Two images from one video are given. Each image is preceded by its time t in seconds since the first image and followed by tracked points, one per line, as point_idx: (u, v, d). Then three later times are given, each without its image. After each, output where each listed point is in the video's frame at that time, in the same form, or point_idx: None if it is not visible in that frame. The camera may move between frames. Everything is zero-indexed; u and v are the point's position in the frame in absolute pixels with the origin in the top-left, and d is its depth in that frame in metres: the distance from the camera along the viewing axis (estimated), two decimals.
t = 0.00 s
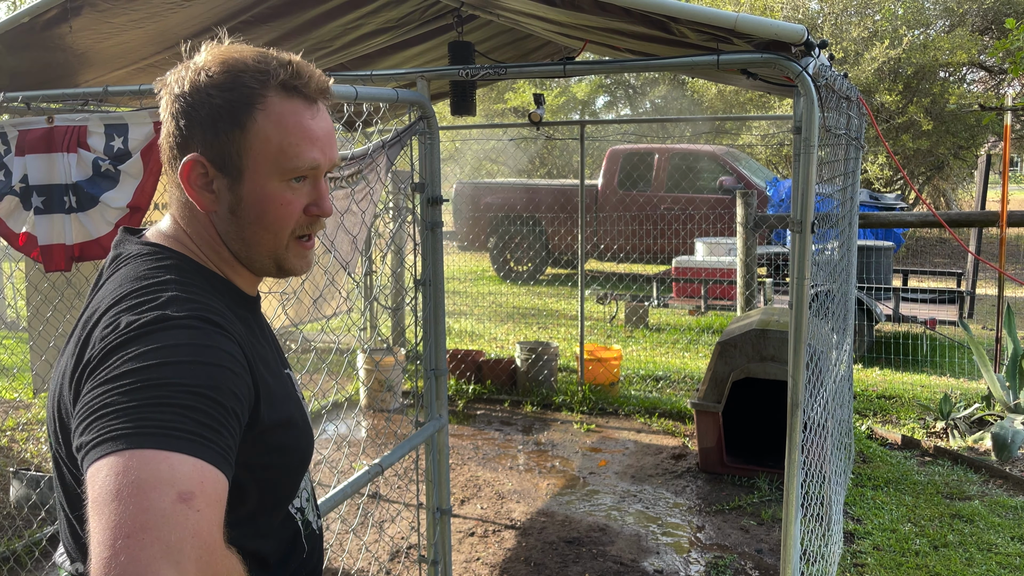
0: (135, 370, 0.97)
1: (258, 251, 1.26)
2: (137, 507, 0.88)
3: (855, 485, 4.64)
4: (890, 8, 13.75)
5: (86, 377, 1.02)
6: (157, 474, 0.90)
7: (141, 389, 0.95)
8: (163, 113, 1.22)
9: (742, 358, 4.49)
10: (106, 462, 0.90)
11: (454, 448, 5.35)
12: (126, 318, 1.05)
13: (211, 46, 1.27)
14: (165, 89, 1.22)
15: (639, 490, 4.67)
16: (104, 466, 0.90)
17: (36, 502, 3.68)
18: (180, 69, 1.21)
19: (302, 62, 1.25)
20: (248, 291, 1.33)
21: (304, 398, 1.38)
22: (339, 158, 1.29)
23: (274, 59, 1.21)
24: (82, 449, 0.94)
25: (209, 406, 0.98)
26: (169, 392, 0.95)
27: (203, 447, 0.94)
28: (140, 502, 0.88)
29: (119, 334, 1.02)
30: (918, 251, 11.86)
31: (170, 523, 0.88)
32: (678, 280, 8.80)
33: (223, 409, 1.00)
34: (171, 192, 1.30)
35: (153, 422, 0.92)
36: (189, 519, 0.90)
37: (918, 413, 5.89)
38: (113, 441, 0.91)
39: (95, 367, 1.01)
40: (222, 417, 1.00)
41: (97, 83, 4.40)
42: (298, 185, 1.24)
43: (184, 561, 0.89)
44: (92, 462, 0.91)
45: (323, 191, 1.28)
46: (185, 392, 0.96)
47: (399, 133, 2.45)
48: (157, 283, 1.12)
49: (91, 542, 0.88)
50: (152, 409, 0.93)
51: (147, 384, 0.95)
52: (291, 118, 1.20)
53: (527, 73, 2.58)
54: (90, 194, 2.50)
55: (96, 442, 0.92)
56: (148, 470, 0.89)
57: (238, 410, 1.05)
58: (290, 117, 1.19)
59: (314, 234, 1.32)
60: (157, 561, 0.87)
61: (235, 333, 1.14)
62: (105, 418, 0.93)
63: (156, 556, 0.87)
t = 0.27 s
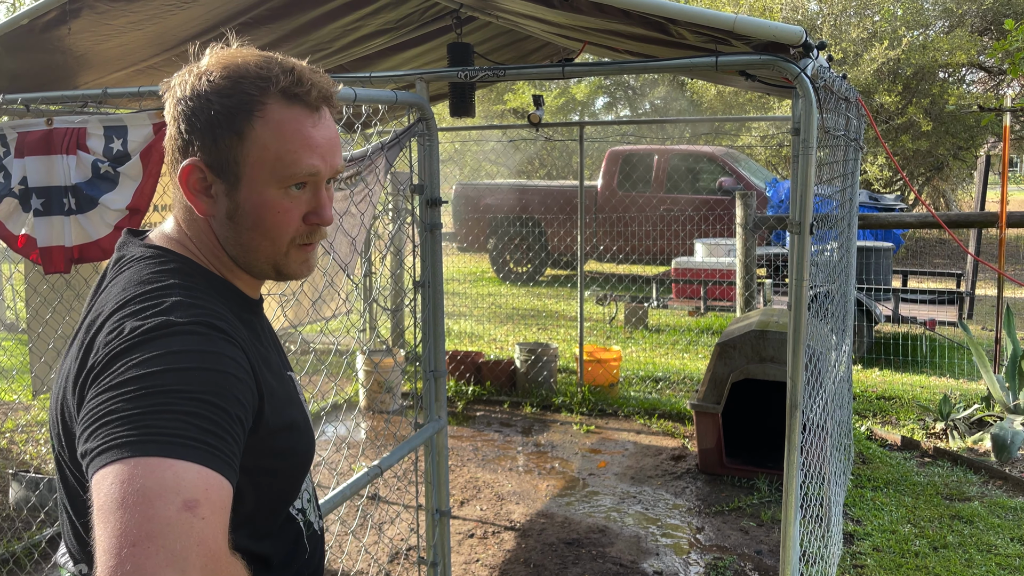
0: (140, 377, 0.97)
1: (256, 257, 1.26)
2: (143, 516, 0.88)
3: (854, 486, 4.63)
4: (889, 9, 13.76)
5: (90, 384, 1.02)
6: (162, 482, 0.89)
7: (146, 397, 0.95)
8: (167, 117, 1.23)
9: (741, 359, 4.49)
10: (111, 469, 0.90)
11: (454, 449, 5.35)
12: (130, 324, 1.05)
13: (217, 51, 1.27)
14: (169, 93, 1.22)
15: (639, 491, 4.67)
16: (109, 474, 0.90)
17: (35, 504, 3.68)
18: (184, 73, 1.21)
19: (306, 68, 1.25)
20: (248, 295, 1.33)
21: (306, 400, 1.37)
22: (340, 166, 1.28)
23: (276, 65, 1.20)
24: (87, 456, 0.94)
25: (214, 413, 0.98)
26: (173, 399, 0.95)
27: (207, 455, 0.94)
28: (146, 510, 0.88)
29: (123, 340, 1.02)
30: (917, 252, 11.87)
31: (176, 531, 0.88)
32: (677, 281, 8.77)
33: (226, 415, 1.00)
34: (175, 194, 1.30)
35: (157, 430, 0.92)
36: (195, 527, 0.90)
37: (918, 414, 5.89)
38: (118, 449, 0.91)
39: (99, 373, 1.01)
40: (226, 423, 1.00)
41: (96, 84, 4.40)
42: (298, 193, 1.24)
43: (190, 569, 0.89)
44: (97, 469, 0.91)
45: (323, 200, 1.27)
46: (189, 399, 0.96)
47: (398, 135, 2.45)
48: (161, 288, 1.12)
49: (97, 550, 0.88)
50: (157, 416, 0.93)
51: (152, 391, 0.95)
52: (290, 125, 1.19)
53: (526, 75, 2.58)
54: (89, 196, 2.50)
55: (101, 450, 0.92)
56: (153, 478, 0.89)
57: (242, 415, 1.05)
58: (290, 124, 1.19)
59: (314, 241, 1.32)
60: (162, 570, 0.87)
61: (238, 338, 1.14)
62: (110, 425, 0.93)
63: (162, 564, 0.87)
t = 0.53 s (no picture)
0: (147, 380, 0.97)
1: (258, 260, 1.25)
2: (153, 520, 0.88)
3: (853, 486, 4.64)
4: (888, 10, 13.77)
5: (96, 385, 1.02)
6: (170, 485, 0.90)
7: (153, 400, 0.95)
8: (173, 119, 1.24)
9: (740, 360, 4.49)
10: (119, 472, 0.90)
11: (453, 450, 5.35)
12: (136, 326, 1.05)
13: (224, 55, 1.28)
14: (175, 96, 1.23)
15: (638, 492, 4.67)
16: (118, 477, 0.90)
17: (34, 505, 3.69)
18: (190, 75, 1.22)
19: (311, 72, 1.25)
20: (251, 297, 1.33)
21: (308, 403, 1.38)
22: (345, 169, 1.28)
23: (282, 69, 1.21)
24: (94, 458, 0.94)
25: (220, 416, 0.99)
26: (181, 402, 0.95)
27: (214, 458, 0.94)
28: (154, 513, 0.88)
29: (130, 343, 1.03)
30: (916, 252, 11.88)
31: (186, 534, 0.89)
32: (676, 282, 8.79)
33: (232, 418, 1.01)
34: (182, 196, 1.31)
35: (166, 434, 0.92)
36: (203, 530, 0.90)
37: (917, 415, 5.90)
38: (125, 452, 0.91)
39: (105, 375, 1.01)
40: (232, 427, 1.00)
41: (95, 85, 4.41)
42: (301, 196, 1.23)
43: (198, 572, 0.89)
44: (105, 472, 0.91)
45: (326, 203, 1.27)
46: (196, 403, 0.97)
47: (397, 135, 2.45)
48: (166, 290, 1.12)
49: (105, 553, 0.88)
50: (164, 420, 0.93)
51: (160, 394, 0.95)
52: (294, 128, 1.19)
53: (524, 76, 2.58)
54: (89, 197, 2.51)
55: (109, 452, 0.92)
56: (161, 481, 0.90)
57: (248, 419, 1.05)
58: (294, 127, 1.19)
59: (317, 244, 1.31)
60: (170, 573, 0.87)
61: (243, 341, 1.14)
62: (117, 427, 0.93)
63: (171, 568, 0.87)
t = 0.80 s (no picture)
0: (144, 378, 0.97)
1: (262, 260, 1.26)
2: (147, 517, 0.88)
3: (852, 486, 4.64)
4: (886, 10, 13.78)
5: (95, 384, 1.03)
6: (166, 483, 0.90)
7: (151, 398, 0.95)
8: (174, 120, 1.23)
9: (739, 360, 4.50)
10: (116, 469, 0.91)
11: (452, 450, 5.36)
12: (135, 326, 1.06)
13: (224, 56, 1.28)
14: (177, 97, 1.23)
15: (637, 492, 4.67)
16: (114, 474, 0.90)
17: (34, 506, 3.69)
18: (192, 76, 1.22)
19: (313, 72, 1.25)
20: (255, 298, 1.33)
21: (309, 404, 1.38)
22: (348, 169, 1.28)
23: (285, 68, 1.21)
24: (91, 456, 0.95)
25: (217, 414, 0.99)
26: (178, 400, 0.96)
27: (211, 457, 0.94)
28: (149, 511, 0.88)
29: (129, 342, 1.03)
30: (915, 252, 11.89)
31: (180, 531, 0.89)
32: (675, 282, 8.81)
33: (230, 417, 1.01)
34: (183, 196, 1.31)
35: (162, 432, 0.92)
36: (198, 529, 0.90)
37: (915, 415, 5.90)
38: (122, 449, 0.91)
39: (104, 374, 1.02)
40: (230, 425, 1.00)
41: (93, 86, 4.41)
42: (305, 195, 1.24)
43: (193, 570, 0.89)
44: (101, 469, 0.92)
45: (330, 202, 1.27)
46: (193, 402, 0.97)
47: (396, 136, 2.45)
48: (166, 290, 1.12)
49: (100, 550, 0.88)
50: (161, 418, 0.94)
51: (158, 392, 0.96)
52: (298, 128, 1.19)
53: (522, 76, 2.58)
54: (86, 198, 2.51)
55: (105, 450, 0.92)
56: (157, 479, 0.90)
57: (247, 418, 1.05)
58: (299, 126, 1.19)
59: (320, 243, 1.31)
60: (164, 571, 0.87)
61: (243, 341, 1.14)
62: (114, 425, 0.94)
63: (164, 565, 0.87)
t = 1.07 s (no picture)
0: (146, 378, 0.97)
1: (266, 257, 1.26)
2: (151, 516, 0.88)
3: (850, 486, 4.64)
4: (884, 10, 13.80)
5: (96, 384, 1.03)
6: (169, 482, 0.90)
7: (152, 398, 0.95)
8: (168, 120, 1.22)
9: (737, 360, 4.51)
10: (119, 470, 0.91)
11: (450, 451, 5.36)
12: (135, 326, 1.06)
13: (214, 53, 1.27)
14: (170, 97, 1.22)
15: (635, 492, 4.67)
16: (117, 475, 0.90)
17: (31, 506, 3.69)
18: (185, 75, 1.20)
19: (309, 68, 1.26)
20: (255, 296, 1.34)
21: (310, 402, 1.38)
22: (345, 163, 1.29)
23: (281, 65, 1.21)
24: (94, 457, 0.95)
25: (220, 413, 0.99)
26: (180, 399, 0.96)
27: (215, 455, 0.95)
28: (153, 510, 0.88)
29: (130, 342, 1.03)
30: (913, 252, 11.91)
31: (185, 530, 0.89)
32: (673, 282, 8.80)
33: (233, 415, 1.01)
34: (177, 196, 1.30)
35: (165, 431, 0.92)
36: (202, 527, 0.90)
37: (913, 415, 5.91)
38: (126, 449, 0.91)
39: (106, 375, 1.02)
40: (233, 424, 1.00)
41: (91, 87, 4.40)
42: (307, 192, 1.25)
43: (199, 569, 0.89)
44: (105, 470, 0.92)
45: (329, 197, 1.29)
46: (195, 400, 0.97)
47: (394, 137, 2.44)
48: (166, 290, 1.12)
49: (105, 551, 0.88)
50: (163, 417, 0.94)
51: (159, 392, 0.96)
52: (299, 125, 1.20)
53: (520, 77, 2.59)
54: (84, 198, 2.51)
55: (108, 451, 0.92)
56: (161, 478, 0.90)
57: (249, 417, 1.05)
58: (300, 124, 1.20)
59: (319, 238, 1.33)
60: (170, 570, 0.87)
61: (244, 340, 1.14)
62: (117, 425, 0.94)
63: (170, 564, 0.87)
